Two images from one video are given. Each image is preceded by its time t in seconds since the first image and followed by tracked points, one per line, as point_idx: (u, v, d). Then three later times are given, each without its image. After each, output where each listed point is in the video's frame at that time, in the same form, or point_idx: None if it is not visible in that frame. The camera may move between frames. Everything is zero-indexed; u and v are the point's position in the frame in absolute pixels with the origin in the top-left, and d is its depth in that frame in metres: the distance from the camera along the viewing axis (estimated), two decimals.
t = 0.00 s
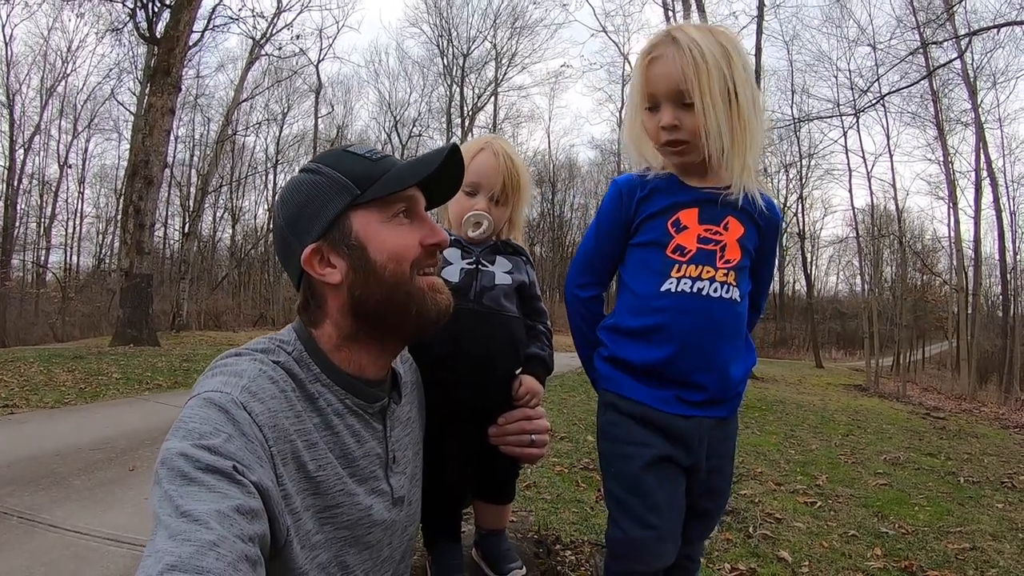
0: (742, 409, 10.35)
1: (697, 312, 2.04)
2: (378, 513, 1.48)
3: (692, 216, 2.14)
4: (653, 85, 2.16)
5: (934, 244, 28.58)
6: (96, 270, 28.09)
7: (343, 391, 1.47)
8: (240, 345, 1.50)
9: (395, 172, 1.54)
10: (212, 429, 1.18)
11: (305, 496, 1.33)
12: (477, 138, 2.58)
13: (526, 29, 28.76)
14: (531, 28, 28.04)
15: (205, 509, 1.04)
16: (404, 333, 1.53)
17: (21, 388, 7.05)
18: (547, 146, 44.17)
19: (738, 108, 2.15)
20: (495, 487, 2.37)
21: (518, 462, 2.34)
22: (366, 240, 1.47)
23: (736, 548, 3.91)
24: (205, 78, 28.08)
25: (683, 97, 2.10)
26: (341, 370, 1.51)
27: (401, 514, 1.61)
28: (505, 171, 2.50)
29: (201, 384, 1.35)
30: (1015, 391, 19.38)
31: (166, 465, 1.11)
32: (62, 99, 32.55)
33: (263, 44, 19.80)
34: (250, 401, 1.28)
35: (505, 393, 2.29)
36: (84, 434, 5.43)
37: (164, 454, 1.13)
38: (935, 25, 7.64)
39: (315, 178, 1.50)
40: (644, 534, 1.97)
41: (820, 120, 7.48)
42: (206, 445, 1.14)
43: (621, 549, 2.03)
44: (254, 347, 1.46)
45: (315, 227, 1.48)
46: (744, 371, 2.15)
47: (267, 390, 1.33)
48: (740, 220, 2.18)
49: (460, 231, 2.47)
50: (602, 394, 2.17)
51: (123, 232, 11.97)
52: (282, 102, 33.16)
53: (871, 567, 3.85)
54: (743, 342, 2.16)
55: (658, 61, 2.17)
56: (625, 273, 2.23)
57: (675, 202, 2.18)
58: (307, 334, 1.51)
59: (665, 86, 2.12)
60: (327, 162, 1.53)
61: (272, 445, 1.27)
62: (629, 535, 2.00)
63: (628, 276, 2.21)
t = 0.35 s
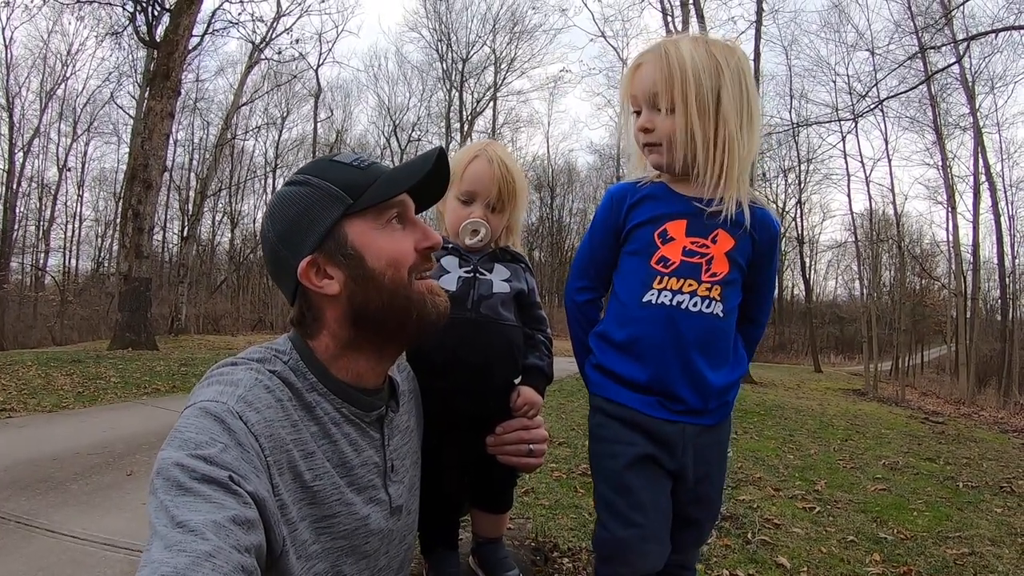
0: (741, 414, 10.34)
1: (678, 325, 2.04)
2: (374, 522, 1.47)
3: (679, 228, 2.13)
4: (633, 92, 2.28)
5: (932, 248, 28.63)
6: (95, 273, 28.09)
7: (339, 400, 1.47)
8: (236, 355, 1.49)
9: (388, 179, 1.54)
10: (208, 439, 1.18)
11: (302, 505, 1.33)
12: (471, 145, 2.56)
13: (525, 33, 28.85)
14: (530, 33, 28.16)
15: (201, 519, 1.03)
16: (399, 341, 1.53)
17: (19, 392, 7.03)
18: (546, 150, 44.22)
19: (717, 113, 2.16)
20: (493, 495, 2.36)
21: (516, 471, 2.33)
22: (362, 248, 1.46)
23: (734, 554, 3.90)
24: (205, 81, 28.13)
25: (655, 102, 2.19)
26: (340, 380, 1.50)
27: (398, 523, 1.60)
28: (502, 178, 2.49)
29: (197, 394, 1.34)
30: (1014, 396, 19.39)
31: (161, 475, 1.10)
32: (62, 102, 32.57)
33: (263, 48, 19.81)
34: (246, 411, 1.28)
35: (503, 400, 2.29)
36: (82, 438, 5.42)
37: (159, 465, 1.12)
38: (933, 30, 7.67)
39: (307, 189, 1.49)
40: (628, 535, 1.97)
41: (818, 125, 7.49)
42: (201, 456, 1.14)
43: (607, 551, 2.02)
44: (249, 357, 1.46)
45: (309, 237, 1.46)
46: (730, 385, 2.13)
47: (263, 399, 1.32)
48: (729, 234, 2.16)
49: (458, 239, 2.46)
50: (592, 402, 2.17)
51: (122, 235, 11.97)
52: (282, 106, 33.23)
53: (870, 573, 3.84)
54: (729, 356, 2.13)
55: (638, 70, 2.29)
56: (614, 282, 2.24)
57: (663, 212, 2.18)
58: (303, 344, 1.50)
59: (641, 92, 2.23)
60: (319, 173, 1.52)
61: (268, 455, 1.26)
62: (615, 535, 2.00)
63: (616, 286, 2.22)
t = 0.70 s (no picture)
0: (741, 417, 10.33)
1: (673, 325, 2.04)
2: (377, 523, 1.47)
3: (674, 231, 2.14)
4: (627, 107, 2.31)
5: (932, 251, 28.63)
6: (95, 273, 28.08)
7: (343, 401, 1.47)
8: (240, 355, 1.49)
9: (392, 180, 1.54)
10: (211, 440, 1.17)
11: (305, 506, 1.32)
12: (479, 147, 2.57)
13: (526, 35, 28.87)
14: (530, 35, 28.21)
15: (204, 519, 1.03)
16: (402, 341, 1.53)
17: (19, 391, 7.03)
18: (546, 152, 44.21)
19: (708, 120, 2.17)
20: (494, 498, 2.35)
21: (518, 472, 2.33)
22: (368, 248, 1.46)
23: (734, 556, 3.89)
24: (205, 82, 28.14)
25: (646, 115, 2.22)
26: (342, 379, 1.50)
27: (402, 524, 1.60)
28: (510, 180, 2.50)
29: (200, 394, 1.34)
30: (1014, 399, 19.37)
31: (164, 475, 1.10)
32: (63, 102, 32.59)
33: (264, 50, 19.80)
34: (250, 410, 1.28)
35: (506, 403, 2.29)
36: (82, 437, 5.42)
37: (162, 465, 1.12)
38: (934, 33, 7.66)
39: (311, 188, 1.49)
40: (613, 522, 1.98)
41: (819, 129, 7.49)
42: (204, 456, 1.13)
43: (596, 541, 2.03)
44: (253, 356, 1.45)
45: (313, 236, 1.46)
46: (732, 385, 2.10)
47: (266, 399, 1.32)
48: (725, 234, 2.14)
49: (465, 240, 2.47)
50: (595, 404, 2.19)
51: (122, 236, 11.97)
52: (282, 107, 33.25)
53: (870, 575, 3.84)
54: (730, 356, 2.10)
55: (630, 83, 2.31)
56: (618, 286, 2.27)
57: (658, 217, 2.20)
58: (307, 344, 1.49)
59: (633, 106, 2.26)
60: (324, 174, 1.52)
61: (271, 455, 1.26)
62: (606, 526, 1.99)
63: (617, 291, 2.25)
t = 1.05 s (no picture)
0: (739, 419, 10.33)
1: (663, 327, 2.05)
2: (377, 526, 1.47)
3: (666, 237, 2.17)
4: (646, 92, 2.23)
5: (930, 254, 28.67)
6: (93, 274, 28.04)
7: (344, 402, 1.47)
8: (241, 356, 1.49)
9: (397, 183, 1.54)
10: (211, 441, 1.17)
11: (305, 507, 1.32)
12: (485, 149, 2.56)
13: (525, 37, 28.90)
14: (530, 37, 28.25)
15: (205, 521, 1.03)
16: (405, 344, 1.53)
17: (18, 392, 7.02)
18: (545, 154, 44.25)
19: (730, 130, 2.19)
20: (495, 499, 2.35)
21: (520, 476, 2.33)
22: (372, 250, 1.46)
23: (734, 558, 3.89)
24: (205, 84, 28.13)
25: (674, 108, 2.15)
26: (344, 381, 1.50)
27: (402, 527, 1.60)
28: (515, 182, 2.50)
29: (201, 395, 1.34)
30: (1013, 402, 19.38)
31: (165, 476, 1.10)
32: (62, 103, 32.57)
33: (263, 52, 19.81)
34: (250, 412, 1.27)
35: (507, 405, 2.28)
36: (81, 439, 5.41)
37: (162, 466, 1.12)
38: (933, 36, 7.67)
39: (316, 190, 1.49)
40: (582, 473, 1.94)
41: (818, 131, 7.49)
42: (204, 458, 1.13)
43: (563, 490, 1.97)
44: (254, 358, 1.45)
45: (317, 236, 1.45)
46: (725, 388, 2.08)
47: (266, 401, 1.32)
48: (716, 238, 2.14)
49: (468, 242, 2.47)
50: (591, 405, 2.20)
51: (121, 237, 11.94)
52: (281, 108, 33.26)
53: None
54: (722, 360, 2.08)
55: (657, 71, 2.23)
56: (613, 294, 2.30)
57: (652, 224, 2.23)
58: (309, 346, 1.49)
59: (658, 94, 2.18)
60: (328, 174, 1.52)
61: (272, 457, 1.26)
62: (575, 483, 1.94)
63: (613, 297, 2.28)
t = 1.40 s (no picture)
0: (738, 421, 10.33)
1: (643, 330, 2.08)
2: (379, 524, 1.47)
3: (648, 241, 2.18)
4: (621, 106, 2.29)
5: (929, 257, 28.71)
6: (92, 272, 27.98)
7: (346, 400, 1.47)
8: (243, 354, 1.49)
9: (400, 182, 1.55)
10: (213, 439, 1.18)
11: (307, 505, 1.32)
12: (484, 148, 2.58)
13: (526, 38, 28.94)
14: (530, 38, 28.28)
15: (206, 518, 1.04)
16: (406, 342, 1.53)
17: (16, 391, 7.00)
18: (545, 155, 44.27)
19: (702, 127, 2.17)
20: (497, 498, 2.36)
21: (521, 475, 2.33)
22: (375, 249, 1.47)
23: (733, 559, 3.89)
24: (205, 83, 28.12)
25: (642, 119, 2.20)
26: (345, 380, 1.50)
27: (404, 525, 1.60)
28: (512, 181, 2.50)
29: (203, 393, 1.34)
30: (1011, 405, 19.39)
31: (167, 473, 1.10)
32: (62, 102, 32.55)
33: (263, 51, 19.84)
34: (251, 410, 1.28)
35: (507, 405, 2.29)
36: (79, 438, 5.41)
37: (164, 464, 1.12)
38: (932, 39, 7.68)
39: (319, 187, 1.49)
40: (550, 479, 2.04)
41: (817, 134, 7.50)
42: (206, 455, 1.14)
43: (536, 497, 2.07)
44: (256, 356, 1.46)
45: (320, 234, 1.46)
46: (713, 388, 2.06)
47: (268, 400, 1.32)
48: (697, 238, 2.12)
49: (468, 240, 2.47)
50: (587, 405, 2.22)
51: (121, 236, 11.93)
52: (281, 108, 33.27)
53: None
54: (708, 359, 2.06)
55: (628, 83, 2.28)
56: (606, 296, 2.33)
57: (636, 228, 2.25)
58: (310, 344, 1.50)
59: (629, 108, 2.24)
60: (331, 173, 1.53)
61: (273, 455, 1.26)
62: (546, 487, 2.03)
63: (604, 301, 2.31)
